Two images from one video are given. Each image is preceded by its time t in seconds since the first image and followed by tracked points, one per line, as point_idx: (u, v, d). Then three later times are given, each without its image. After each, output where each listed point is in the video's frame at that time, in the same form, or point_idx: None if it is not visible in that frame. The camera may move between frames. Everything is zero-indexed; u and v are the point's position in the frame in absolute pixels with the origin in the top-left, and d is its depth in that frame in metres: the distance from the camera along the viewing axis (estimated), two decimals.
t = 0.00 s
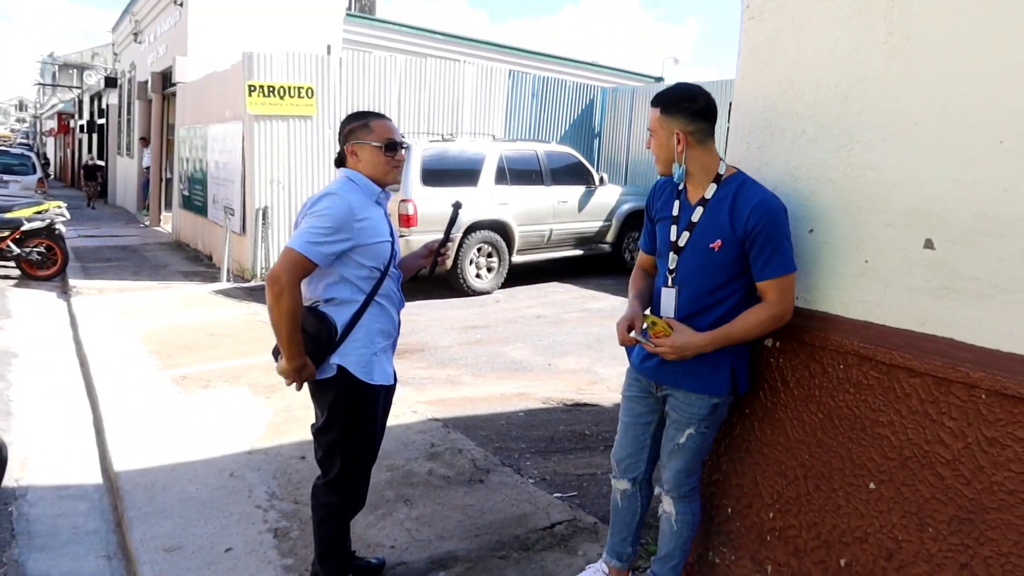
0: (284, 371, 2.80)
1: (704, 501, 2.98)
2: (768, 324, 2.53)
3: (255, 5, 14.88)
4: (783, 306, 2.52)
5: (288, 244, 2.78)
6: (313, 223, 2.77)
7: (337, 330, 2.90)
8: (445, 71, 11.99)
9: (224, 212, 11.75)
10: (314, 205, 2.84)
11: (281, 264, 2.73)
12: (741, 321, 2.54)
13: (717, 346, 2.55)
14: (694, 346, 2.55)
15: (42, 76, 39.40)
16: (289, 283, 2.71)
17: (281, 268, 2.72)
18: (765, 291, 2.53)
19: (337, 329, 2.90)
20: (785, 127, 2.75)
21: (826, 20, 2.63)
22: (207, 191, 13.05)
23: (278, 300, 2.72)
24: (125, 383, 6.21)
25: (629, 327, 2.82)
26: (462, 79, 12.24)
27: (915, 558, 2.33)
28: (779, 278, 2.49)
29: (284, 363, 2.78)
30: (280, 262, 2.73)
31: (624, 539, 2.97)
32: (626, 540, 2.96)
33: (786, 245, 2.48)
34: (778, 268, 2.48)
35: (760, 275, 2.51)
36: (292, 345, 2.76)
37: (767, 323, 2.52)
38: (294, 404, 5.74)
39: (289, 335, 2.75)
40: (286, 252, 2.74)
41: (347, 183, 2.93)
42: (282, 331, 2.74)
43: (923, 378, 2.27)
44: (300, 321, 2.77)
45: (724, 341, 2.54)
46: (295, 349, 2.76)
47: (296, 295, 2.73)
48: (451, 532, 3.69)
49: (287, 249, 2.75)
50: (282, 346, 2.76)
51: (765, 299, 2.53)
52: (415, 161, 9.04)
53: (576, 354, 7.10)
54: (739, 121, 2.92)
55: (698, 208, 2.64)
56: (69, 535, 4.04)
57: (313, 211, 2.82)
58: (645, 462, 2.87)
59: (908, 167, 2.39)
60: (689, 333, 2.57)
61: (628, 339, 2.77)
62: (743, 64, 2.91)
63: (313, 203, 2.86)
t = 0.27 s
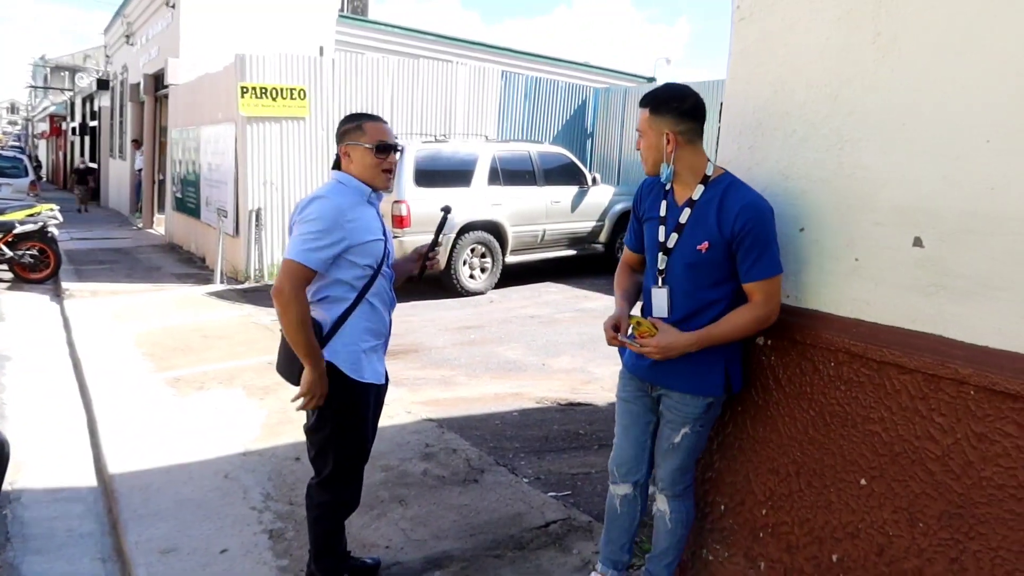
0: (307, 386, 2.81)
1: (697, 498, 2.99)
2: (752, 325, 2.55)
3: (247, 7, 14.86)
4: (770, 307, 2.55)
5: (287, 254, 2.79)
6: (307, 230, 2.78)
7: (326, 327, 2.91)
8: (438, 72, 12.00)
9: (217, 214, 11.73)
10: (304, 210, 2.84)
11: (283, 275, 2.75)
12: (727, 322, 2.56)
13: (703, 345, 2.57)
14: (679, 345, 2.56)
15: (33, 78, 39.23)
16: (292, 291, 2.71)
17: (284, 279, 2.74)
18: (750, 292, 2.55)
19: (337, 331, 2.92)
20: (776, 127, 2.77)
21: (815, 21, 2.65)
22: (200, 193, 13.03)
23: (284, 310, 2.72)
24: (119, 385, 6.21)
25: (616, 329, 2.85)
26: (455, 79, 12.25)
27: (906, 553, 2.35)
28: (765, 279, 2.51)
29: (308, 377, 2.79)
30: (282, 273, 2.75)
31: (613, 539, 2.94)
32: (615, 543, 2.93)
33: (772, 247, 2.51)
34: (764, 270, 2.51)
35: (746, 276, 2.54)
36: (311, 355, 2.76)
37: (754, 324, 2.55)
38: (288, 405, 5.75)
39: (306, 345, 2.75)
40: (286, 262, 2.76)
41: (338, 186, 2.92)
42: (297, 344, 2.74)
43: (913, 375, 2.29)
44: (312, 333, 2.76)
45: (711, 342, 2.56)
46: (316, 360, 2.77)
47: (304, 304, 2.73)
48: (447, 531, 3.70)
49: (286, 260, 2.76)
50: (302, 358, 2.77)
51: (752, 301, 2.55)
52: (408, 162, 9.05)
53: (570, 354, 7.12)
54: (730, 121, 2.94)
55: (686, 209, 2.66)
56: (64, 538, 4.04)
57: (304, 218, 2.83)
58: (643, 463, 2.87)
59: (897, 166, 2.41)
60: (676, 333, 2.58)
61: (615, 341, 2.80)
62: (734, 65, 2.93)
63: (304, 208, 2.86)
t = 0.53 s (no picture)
0: (348, 399, 2.85)
1: (691, 497, 3.01)
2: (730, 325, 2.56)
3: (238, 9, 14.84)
4: (750, 306, 2.56)
5: (293, 273, 2.78)
6: (307, 246, 2.78)
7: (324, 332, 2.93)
8: (429, 74, 12.00)
9: (209, 217, 11.71)
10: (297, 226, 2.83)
11: (295, 295, 2.75)
12: (706, 321, 2.56)
13: (681, 343, 2.58)
14: (655, 342, 2.57)
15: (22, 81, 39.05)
16: (309, 310, 2.73)
17: (297, 298, 2.75)
18: (728, 291, 2.56)
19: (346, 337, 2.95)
20: (766, 128, 2.79)
21: (804, 23, 2.67)
22: (192, 195, 13.01)
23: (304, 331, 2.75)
24: (112, 389, 6.19)
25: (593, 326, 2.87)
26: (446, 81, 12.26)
27: (898, 549, 2.37)
28: (744, 279, 2.52)
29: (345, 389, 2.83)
30: (293, 293, 2.75)
31: (606, 538, 2.97)
32: (608, 542, 2.95)
33: (751, 248, 2.52)
34: (743, 269, 2.52)
35: (725, 275, 2.54)
36: (345, 371, 2.80)
37: (733, 324, 2.56)
38: (282, 408, 5.74)
39: (337, 362, 2.78)
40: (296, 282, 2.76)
41: (325, 193, 2.93)
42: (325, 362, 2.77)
43: (903, 373, 2.31)
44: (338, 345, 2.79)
45: (690, 340, 2.57)
46: (352, 374, 2.81)
47: (323, 321, 2.76)
48: (441, 532, 3.71)
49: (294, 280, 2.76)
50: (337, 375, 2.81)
51: (731, 302, 2.56)
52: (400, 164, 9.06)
53: (563, 355, 7.13)
54: (720, 122, 2.96)
55: (667, 208, 2.68)
56: (58, 542, 4.03)
57: (300, 232, 2.81)
58: (634, 462, 2.88)
59: (886, 167, 2.44)
60: (653, 330, 2.59)
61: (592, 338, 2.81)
62: (724, 66, 2.95)
63: (295, 223, 2.86)
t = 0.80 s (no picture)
0: (352, 408, 2.86)
1: (685, 498, 3.02)
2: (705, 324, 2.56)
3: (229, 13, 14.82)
4: (727, 306, 2.55)
5: (304, 282, 2.75)
6: (318, 254, 2.75)
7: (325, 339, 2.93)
8: (421, 78, 12.01)
9: (201, 221, 11.68)
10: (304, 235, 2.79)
11: (308, 305, 2.73)
12: (681, 320, 2.57)
13: (655, 341, 2.60)
14: (628, 338, 2.60)
15: (10, 86, 38.86)
16: (322, 320, 2.73)
17: (309, 308, 2.73)
18: (704, 290, 2.57)
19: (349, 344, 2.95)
20: (758, 131, 2.81)
21: (795, 26, 2.69)
22: (183, 200, 12.97)
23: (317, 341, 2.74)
24: (104, 395, 6.17)
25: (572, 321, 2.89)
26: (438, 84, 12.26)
27: (891, 549, 2.39)
28: (719, 278, 2.52)
29: (349, 399, 2.84)
30: (306, 303, 2.73)
31: (606, 541, 2.99)
32: (606, 542, 2.99)
33: (727, 248, 2.52)
34: (719, 268, 2.52)
35: (702, 274, 2.54)
36: (351, 381, 2.81)
37: (709, 323, 2.56)
38: (275, 413, 5.73)
39: (343, 373, 2.78)
40: (308, 292, 2.73)
41: (325, 198, 2.92)
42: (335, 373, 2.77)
43: (895, 373, 2.33)
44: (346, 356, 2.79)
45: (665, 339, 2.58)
46: (358, 384, 2.83)
47: (334, 330, 2.76)
48: (436, 536, 3.71)
49: (307, 289, 2.74)
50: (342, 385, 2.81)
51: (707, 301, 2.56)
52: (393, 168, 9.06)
53: (556, 358, 7.14)
54: (712, 125, 2.97)
55: (648, 207, 2.72)
56: (50, 549, 4.01)
57: (308, 240, 2.77)
58: (617, 460, 2.92)
59: (877, 169, 2.45)
60: (628, 326, 2.62)
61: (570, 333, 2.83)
62: (716, 70, 2.97)
63: (300, 231, 2.82)
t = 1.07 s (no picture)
0: (384, 401, 2.90)
1: (684, 498, 3.03)
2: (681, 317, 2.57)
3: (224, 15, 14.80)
4: (705, 299, 2.56)
5: (321, 288, 2.74)
6: (332, 258, 2.75)
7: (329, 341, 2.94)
8: (416, 80, 12.01)
9: (196, 224, 11.66)
10: (314, 240, 2.77)
11: (331, 310, 2.75)
12: (659, 314, 2.59)
13: (633, 335, 2.63)
14: (609, 332, 2.63)
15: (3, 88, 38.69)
16: (346, 323, 2.76)
17: (332, 313, 2.75)
18: (682, 284, 2.58)
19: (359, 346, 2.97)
20: (755, 132, 2.82)
21: (791, 28, 2.70)
22: (178, 203, 12.95)
23: (344, 344, 2.77)
24: (99, 398, 6.15)
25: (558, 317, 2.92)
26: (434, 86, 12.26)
27: (889, 547, 2.39)
28: (696, 271, 2.53)
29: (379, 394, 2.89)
30: (328, 308, 2.74)
31: (610, 542, 3.03)
32: (610, 543, 3.03)
33: (704, 241, 2.54)
34: (696, 261, 2.53)
35: (679, 268, 2.56)
36: (379, 377, 2.87)
37: (688, 316, 2.57)
38: (272, 415, 5.72)
39: (372, 369, 2.85)
40: (328, 297, 2.74)
41: (325, 202, 2.91)
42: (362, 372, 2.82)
43: (892, 373, 2.34)
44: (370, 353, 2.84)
45: (644, 333, 2.61)
46: (388, 378, 2.89)
47: (358, 332, 2.80)
48: (435, 538, 3.71)
49: (326, 295, 2.74)
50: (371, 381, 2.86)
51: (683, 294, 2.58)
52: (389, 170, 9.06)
53: (554, 359, 7.14)
54: (709, 126, 2.98)
55: (627, 205, 2.75)
56: (47, 553, 4.00)
57: (319, 244, 2.76)
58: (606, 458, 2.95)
59: (874, 170, 2.47)
60: (608, 320, 2.66)
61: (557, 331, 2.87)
62: (713, 71, 2.98)
63: (307, 235, 2.79)
